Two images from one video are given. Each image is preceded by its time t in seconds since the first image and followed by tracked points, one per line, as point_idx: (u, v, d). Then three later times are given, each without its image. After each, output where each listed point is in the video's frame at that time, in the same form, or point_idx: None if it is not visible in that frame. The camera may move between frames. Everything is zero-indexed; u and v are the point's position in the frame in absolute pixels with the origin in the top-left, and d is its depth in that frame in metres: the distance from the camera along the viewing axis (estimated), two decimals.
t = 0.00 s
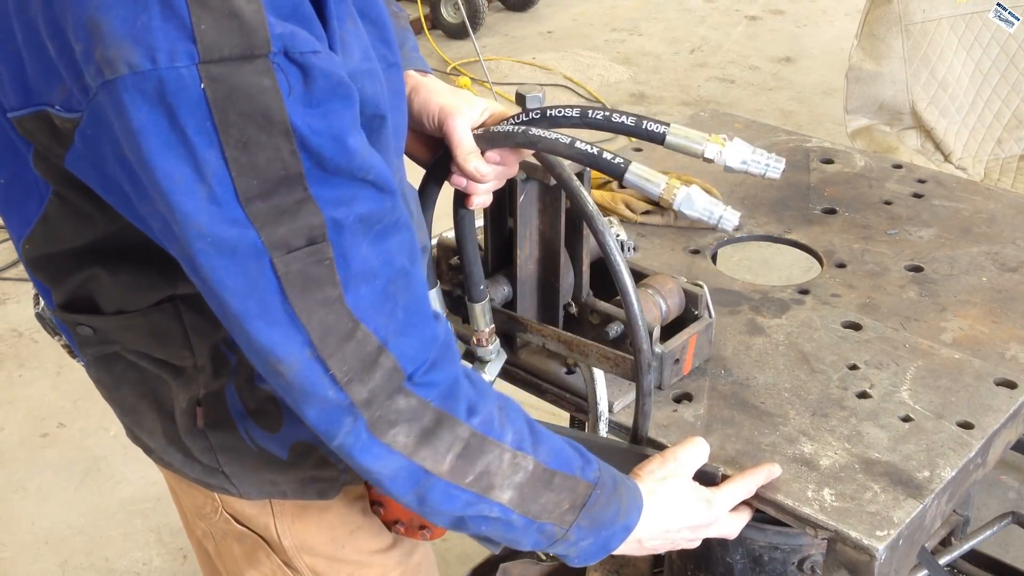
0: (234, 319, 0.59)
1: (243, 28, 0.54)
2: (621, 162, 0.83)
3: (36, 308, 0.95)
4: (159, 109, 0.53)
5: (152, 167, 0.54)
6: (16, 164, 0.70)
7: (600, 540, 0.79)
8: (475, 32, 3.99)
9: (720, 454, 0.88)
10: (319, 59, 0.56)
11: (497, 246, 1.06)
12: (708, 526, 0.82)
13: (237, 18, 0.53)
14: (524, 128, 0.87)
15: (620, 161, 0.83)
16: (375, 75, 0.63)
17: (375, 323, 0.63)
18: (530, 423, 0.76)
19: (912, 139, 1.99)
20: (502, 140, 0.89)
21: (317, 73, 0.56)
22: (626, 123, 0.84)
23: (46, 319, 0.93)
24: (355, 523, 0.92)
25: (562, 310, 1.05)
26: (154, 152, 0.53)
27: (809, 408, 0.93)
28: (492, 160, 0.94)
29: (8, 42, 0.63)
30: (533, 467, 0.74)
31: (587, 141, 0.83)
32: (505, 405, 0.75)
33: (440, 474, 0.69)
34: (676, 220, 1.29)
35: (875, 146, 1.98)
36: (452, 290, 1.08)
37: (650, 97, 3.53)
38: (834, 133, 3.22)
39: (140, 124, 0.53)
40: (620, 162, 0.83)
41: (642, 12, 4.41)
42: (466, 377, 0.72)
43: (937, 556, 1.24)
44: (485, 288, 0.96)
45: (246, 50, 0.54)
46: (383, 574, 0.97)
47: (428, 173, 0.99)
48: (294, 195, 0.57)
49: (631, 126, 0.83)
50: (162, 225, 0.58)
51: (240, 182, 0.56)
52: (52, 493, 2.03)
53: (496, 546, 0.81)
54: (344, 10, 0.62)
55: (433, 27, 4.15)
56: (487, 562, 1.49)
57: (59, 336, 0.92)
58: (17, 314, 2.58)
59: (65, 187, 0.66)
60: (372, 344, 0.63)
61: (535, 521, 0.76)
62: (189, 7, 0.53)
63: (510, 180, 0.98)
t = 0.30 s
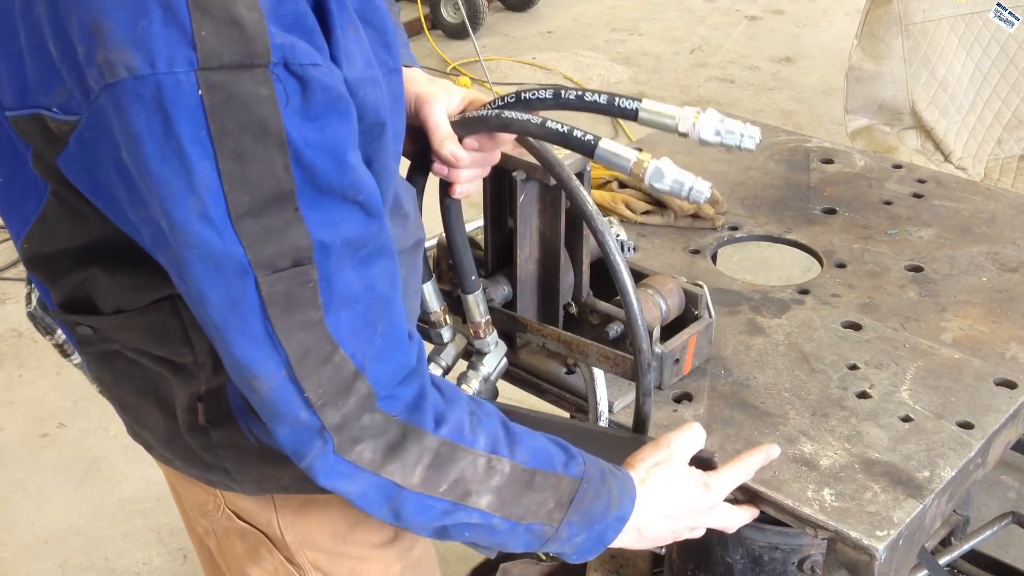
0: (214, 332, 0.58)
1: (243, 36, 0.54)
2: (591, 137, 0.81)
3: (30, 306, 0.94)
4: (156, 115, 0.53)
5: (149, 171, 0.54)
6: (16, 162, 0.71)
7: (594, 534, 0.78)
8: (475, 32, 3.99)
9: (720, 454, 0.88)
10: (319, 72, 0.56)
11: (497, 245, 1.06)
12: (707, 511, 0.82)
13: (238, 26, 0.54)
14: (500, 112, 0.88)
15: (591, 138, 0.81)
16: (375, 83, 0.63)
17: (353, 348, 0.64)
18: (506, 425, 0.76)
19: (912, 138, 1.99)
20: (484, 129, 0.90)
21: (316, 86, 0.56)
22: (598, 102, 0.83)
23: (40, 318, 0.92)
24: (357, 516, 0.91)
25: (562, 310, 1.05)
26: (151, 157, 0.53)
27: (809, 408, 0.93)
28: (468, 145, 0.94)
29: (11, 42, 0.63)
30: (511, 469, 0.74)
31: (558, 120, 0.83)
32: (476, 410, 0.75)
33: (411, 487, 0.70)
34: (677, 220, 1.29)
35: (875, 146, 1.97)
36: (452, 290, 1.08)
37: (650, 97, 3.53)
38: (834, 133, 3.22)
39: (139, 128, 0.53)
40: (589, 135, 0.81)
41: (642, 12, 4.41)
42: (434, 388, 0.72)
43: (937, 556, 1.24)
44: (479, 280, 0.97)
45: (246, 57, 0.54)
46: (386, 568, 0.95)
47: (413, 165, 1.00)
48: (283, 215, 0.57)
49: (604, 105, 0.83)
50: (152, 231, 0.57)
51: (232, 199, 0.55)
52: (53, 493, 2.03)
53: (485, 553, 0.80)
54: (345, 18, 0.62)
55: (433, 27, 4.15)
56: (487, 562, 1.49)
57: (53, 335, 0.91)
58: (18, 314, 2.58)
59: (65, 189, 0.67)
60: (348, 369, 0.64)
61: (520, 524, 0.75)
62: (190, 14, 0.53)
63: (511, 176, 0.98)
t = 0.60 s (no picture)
0: (239, 316, 0.59)
1: (254, 31, 0.54)
2: (612, 156, 0.82)
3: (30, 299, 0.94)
4: (171, 110, 0.53)
5: (164, 167, 0.53)
6: (18, 161, 0.70)
7: (598, 526, 0.79)
8: (475, 32, 3.98)
9: (719, 453, 0.88)
10: (329, 62, 0.56)
11: (497, 245, 1.06)
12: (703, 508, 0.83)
13: (249, 21, 0.54)
14: (515, 125, 0.88)
15: (612, 156, 0.83)
16: (380, 76, 0.63)
17: (378, 323, 0.63)
18: (527, 414, 0.76)
19: (912, 138, 1.98)
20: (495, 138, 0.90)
21: (327, 75, 0.56)
22: (616, 119, 0.84)
23: (40, 313, 0.92)
24: (351, 518, 0.92)
25: (562, 310, 1.05)
26: (166, 152, 0.53)
27: (809, 409, 0.93)
28: (482, 155, 0.95)
29: (17, 40, 0.63)
30: (532, 457, 0.74)
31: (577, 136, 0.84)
32: (503, 397, 0.74)
33: (440, 466, 0.70)
34: (676, 220, 1.29)
35: (875, 146, 1.97)
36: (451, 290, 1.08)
37: (650, 97, 3.53)
38: (834, 133, 3.22)
39: (152, 124, 0.53)
40: (610, 156, 0.82)
41: (642, 12, 4.41)
42: (462, 371, 0.72)
43: (937, 556, 1.24)
44: (475, 284, 0.97)
45: (258, 52, 0.54)
46: (379, 570, 0.97)
47: (417, 170, 1.00)
48: (300, 198, 0.57)
49: (622, 122, 0.84)
50: (167, 225, 0.57)
51: (249, 185, 0.55)
52: (52, 493, 2.03)
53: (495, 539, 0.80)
54: (353, 12, 0.62)
55: (433, 27, 4.15)
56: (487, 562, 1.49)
57: (53, 331, 0.91)
58: (17, 314, 2.58)
59: (71, 186, 0.67)
60: (374, 343, 0.63)
61: (534, 510, 0.75)
62: (201, 9, 0.53)
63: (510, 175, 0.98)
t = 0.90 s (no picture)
0: (220, 317, 0.58)
1: (239, 26, 0.54)
2: (598, 150, 0.81)
3: (22, 304, 0.94)
4: (155, 106, 0.53)
5: (148, 164, 0.54)
6: (8, 160, 0.71)
7: (593, 530, 0.79)
8: (475, 32, 3.98)
9: (719, 454, 0.88)
10: (315, 60, 0.56)
11: (497, 246, 1.06)
12: (702, 512, 0.83)
13: (234, 16, 0.54)
14: (505, 121, 0.88)
15: (598, 151, 0.82)
16: (370, 75, 0.63)
17: (360, 328, 0.63)
18: (515, 417, 0.76)
19: (912, 138, 1.98)
20: (485, 134, 0.90)
21: (312, 73, 0.56)
22: (604, 113, 0.84)
23: (32, 318, 0.91)
24: (350, 518, 0.92)
25: (563, 310, 1.05)
26: (150, 149, 0.53)
27: (809, 408, 0.93)
28: (473, 153, 0.95)
29: (7, 38, 0.63)
30: (519, 460, 0.74)
31: (565, 132, 0.84)
32: (488, 399, 0.75)
33: (423, 472, 0.70)
34: (676, 220, 1.29)
35: (875, 146, 1.96)
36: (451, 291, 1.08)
37: (650, 97, 3.53)
38: (834, 133, 3.22)
39: (137, 120, 0.53)
40: (596, 149, 0.81)
41: (643, 12, 4.41)
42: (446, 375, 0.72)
43: (937, 556, 1.24)
44: (473, 283, 0.97)
45: (242, 47, 0.54)
46: (378, 570, 0.97)
47: (411, 169, 1.00)
48: (284, 199, 0.57)
49: (610, 116, 0.84)
50: (153, 223, 0.58)
51: (233, 183, 0.55)
52: (52, 493, 2.03)
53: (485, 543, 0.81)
54: (341, 11, 0.62)
55: (433, 27, 4.15)
56: (486, 562, 1.49)
57: (46, 336, 0.91)
58: (17, 314, 2.58)
59: (60, 184, 0.67)
60: (356, 348, 0.63)
61: (523, 515, 0.75)
62: (187, 6, 0.53)
63: (507, 167, 0.99)
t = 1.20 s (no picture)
0: (214, 312, 0.58)
1: (220, 25, 0.54)
2: (602, 153, 0.82)
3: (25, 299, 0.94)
4: (136, 104, 0.53)
5: (130, 161, 0.54)
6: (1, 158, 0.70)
7: (591, 528, 0.79)
8: (475, 32, 3.98)
9: (717, 453, 0.88)
10: (296, 57, 0.56)
11: (496, 245, 1.06)
12: (699, 511, 0.83)
13: (215, 15, 0.54)
14: (505, 124, 0.88)
15: (602, 153, 0.82)
16: (357, 74, 0.63)
17: (358, 318, 0.63)
18: (518, 412, 0.76)
19: (912, 139, 1.98)
20: (484, 134, 0.90)
21: (294, 71, 0.56)
22: (607, 118, 0.84)
23: (36, 315, 0.92)
24: (342, 519, 0.92)
25: (563, 310, 1.05)
26: (132, 147, 0.53)
27: (809, 408, 0.93)
28: (475, 155, 0.95)
29: None
30: (522, 455, 0.74)
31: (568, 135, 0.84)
32: (491, 395, 0.75)
33: (428, 465, 0.70)
34: (676, 220, 1.29)
35: (875, 146, 1.97)
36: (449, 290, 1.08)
37: (650, 97, 3.53)
38: (834, 133, 3.22)
39: (118, 118, 0.53)
40: (601, 152, 0.82)
41: (643, 12, 4.41)
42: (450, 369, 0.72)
43: (937, 556, 1.24)
44: (470, 285, 0.97)
45: (223, 46, 0.54)
46: (371, 570, 0.97)
47: (411, 171, 1.00)
48: (271, 190, 0.57)
49: (613, 120, 0.84)
50: (141, 221, 0.58)
51: (218, 177, 0.55)
52: (52, 493, 2.03)
53: (485, 540, 0.80)
54: (326, 10, 0.62)
55: (433, 27, 4.15)
56: (485, 562, 1.49)
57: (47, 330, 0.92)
58: (17, 314, 2.58)
59: (49, 182, 0.67)
60: (355, 339, 0.63)
61: (525, 510, 0.75)
62: (167, 4, 0.53)
63: (507, 163, 0.99)
